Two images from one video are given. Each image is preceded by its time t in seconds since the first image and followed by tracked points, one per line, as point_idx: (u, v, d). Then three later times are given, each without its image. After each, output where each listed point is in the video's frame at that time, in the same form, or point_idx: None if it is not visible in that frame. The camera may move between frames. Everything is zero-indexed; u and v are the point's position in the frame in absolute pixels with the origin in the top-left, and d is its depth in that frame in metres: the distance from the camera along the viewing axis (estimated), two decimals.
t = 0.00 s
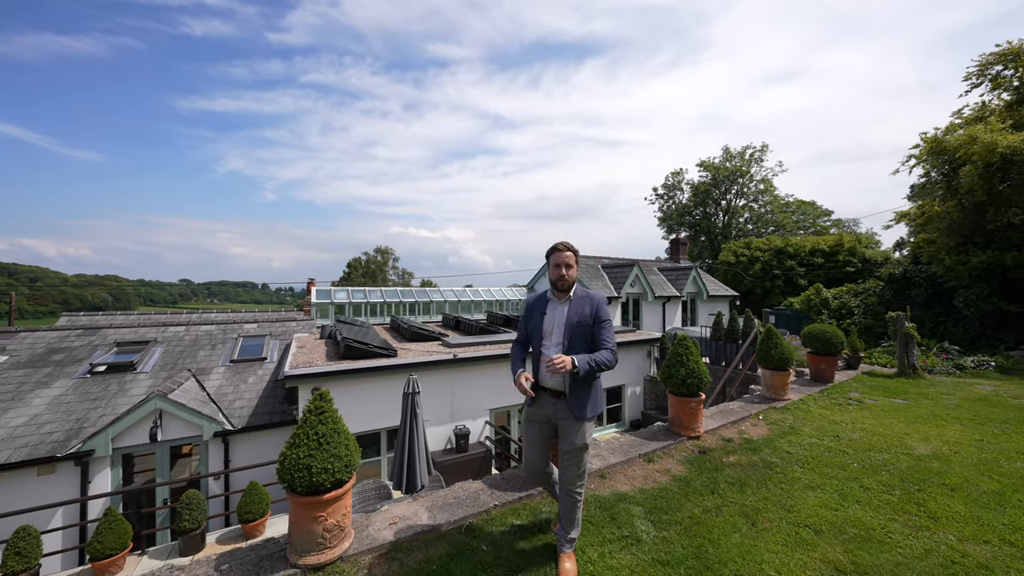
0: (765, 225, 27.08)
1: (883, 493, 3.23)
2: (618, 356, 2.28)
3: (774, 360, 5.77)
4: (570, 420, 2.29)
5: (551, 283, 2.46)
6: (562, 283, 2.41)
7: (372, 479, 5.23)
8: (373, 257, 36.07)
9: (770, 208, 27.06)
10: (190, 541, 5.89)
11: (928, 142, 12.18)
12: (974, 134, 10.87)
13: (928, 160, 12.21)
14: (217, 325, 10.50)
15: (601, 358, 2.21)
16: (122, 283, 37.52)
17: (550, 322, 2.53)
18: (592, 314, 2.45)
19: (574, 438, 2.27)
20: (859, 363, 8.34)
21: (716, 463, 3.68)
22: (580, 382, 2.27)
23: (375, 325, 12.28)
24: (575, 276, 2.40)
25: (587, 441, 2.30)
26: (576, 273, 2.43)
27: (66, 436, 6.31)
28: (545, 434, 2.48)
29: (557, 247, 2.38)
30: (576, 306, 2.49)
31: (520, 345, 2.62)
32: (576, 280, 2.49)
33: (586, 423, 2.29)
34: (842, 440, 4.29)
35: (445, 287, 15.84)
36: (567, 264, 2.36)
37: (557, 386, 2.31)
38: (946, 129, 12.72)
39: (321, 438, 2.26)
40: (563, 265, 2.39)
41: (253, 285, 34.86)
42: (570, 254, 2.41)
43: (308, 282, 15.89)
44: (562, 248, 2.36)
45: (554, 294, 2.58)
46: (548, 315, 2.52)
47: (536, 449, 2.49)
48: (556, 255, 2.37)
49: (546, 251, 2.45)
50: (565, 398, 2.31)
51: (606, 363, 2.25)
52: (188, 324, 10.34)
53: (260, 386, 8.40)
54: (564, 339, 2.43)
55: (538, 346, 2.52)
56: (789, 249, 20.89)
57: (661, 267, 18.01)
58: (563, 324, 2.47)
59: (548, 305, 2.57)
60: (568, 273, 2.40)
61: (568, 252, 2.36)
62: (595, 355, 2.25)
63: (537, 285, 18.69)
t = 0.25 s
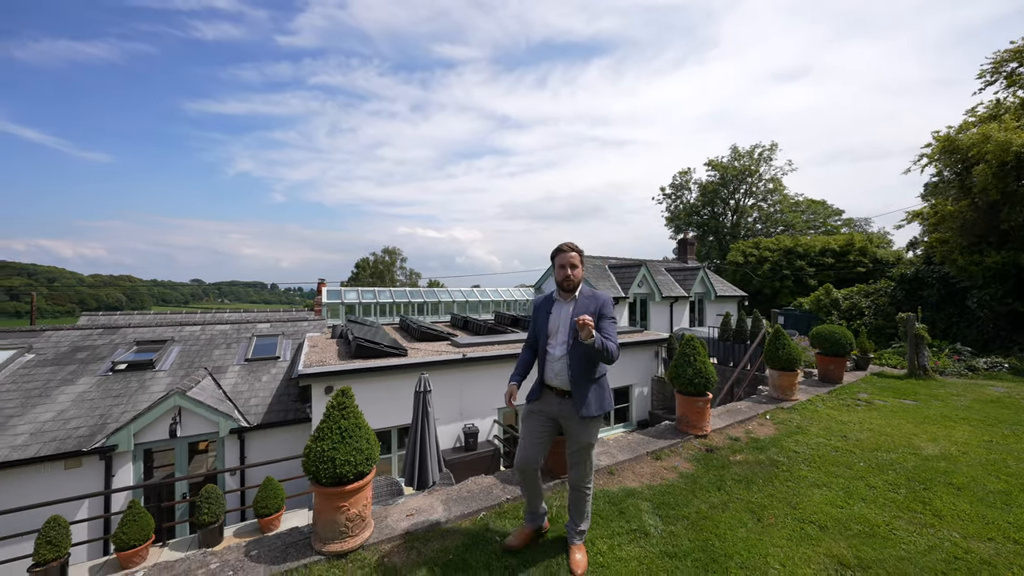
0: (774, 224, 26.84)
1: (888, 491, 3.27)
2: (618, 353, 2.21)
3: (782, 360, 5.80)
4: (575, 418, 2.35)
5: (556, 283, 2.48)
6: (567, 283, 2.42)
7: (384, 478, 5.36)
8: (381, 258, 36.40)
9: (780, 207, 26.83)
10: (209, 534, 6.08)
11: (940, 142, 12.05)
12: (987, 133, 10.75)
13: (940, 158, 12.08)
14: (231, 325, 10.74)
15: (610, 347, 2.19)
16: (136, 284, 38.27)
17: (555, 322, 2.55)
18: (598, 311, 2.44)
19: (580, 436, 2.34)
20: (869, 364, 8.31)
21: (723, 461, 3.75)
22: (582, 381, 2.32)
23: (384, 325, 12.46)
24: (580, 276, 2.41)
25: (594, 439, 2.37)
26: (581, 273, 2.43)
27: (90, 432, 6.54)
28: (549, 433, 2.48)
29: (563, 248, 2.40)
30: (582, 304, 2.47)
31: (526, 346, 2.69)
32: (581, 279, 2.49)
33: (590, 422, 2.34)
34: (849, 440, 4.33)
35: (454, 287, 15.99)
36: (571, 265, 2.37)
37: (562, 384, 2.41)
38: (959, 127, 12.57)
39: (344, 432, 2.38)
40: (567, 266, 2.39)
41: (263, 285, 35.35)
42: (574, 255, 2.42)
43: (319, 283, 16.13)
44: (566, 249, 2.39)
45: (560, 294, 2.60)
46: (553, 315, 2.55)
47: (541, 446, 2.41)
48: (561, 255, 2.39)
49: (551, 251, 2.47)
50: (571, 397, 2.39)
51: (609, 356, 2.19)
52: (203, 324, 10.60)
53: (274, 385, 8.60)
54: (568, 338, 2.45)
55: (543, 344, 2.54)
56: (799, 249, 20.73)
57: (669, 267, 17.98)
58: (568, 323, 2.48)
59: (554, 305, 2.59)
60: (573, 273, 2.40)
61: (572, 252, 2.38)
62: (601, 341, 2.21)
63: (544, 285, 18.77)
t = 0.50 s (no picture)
0: (785, 224, 26.56)
1: (895, 490, 3.32)
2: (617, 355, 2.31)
3: (790, 361, 5.83)
4: (575, 419, 2.39)
5: (555, 286, 2.54)
6: (566, 286, 2.48)
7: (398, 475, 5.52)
8: (389, 258, 36.73)
9: (791, 207, 26.56)
10: (228, 526, 6.28)
11: (954, 140, 11.90)
12: (1003, 131, 10.61)
13: (955, 157, 11.90)
14: (247, 324, 11.00)
15: (606, 352, 2.27)
16: (152, 284, 39.09)
17: (554, 324, 2.59)
18: (595, 315, 2.50)
19: (581, 436, 2.39)
20: (880, 365, 8.27)
21: (731, 459, 3.81)
22: (581, 383, 2.36)
23: (395, 325, 12.64)
24: (579, 279, 2.46)
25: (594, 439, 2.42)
26: (580, 276, 2.49)
27: (114, 427, 6.79)
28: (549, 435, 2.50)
29: (563, 252, 2.46)
30: (580, 308, 2.53)
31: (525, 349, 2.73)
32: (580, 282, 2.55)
33: (590, 423, 2.39)
34: (858, 440, 4.37)
35: (462, 288, 16.13)
36: (571, 268, 2.42)
37: (561, 386, 2.44)
38: (974, 125, 12.38)
39: (367, 427, 2.51)
40: (567, 269, 2.44)
41: (274, 285, 35.88)
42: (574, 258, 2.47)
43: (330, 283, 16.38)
44: (566, 253, 2.45)
45: (559, 297, 2.64)
46: (553, 318, 2.60)
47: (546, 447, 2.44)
48: (561, 258, 2.44)
49: (552, 255, 2.52)
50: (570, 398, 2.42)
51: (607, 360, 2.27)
52: (220, 323, 10.87)
53: (289, 383, 8.81)
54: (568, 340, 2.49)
55: (543, 346, 2.58)
56: (810, 249, 20.53)
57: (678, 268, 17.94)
58: (567, 325, 2.53)
59: (552, 308, 2.63)
60: (572, 276, 2.45)
61: (573, 257, 2.43)
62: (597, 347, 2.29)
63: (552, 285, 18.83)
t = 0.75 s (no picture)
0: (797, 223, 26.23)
1: (905, 489, 3.36)
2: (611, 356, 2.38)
3: (801, 362, 5.85)
4: (570, 419, 2.45)
5: (550, 289, 2.60)
6: (559, 289, 2.55)
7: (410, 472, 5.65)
8: (399, 259, 37.08)
9: (803, 206, 26.23)
10: (250, 518, 6.47)
11: (972, 138, 11.71)
12: None
13: (973, 155, 11.70)
14: (263, 324, 11.29)
15: (600, 355, 2.32)
16: (168, 284, 39.99)
17: (548, 326, 2.65)
18: (589, 317, 2.55)
19: (576, 436, 2.44)
20: (894, 367, 8.20)
21: (740, 457, 3.88)
22: (575, 383, 2.41)
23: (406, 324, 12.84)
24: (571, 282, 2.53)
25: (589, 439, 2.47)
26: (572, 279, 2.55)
27: (141, 423, 7.07)
28: (546, 436, 2.56)
29: (555, 255, 2.55)
30: (574, 310, 2.58)
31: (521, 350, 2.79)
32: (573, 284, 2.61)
33: (584, 423, 2.45)
34: (869, 441, 4.39)
35: (472, 288, 16.28)
36: (563, 270, 2.51)
37: (556, 387, 2.51)
38: (993, 122, 12.16)
39: (389, 422, 2.64)
40: (559, 272, 2.53)
41: (287, 285, 36.49)
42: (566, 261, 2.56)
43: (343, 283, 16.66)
44: (556, 257, 2.53)
45: (553, 300, 2.70)
46: (547, 320, 2.66)
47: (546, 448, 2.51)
48: (553, 262, 2.54)
49: (544, 260, 2.61)
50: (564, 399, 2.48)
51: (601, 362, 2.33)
52: (237, 323, 11.17)
53: (305, 381, 9.03)
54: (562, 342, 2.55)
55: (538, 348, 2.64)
56: (823, 249, 20.29)
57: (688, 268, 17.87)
58: (561, 327, 2.58)
59: (547, 310, 2.69)
60: (564, 279, 2.52)
61: (564, 258, 2.51)
62: (591, 351, 2.33)
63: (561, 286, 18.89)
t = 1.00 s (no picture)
0: (812, 222, 25.84)
1: (918, 490, 3.38)
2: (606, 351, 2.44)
3: (814, 363, 5.85)
4: (567, 415, 2.48)
5: (545, 290, 2.61)
6: (554, 291, 2.55)
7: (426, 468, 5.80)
8: (410, 259, 37.46)
9: (818, 204, 25.83)
10: (270, 512, 6.70)
11: (993, 135, 11.48)
12: None
13: (996, 152, 11.44)
14: (281, 323, 11.58)
15: (596, 345, 2.40)
16: (186, 284, 40.98)
17: (544, 325, 2.67)
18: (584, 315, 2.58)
19: (573, 432, 2.48)
20: (910, 369, 8.10)
21: (752, 457, 3.94)
22: (572, 380, 2.46)
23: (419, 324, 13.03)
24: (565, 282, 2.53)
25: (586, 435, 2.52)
26: (565, 279, 2.55)
27: (167, 418, 7.36)
28: (545, 432, 2.61)
29: (547, 260, 2.51)
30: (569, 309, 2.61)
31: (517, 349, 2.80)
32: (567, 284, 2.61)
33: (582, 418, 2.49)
34: (883, 442, 4.40)
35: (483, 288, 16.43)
36: (555, 274, 2.47)
37: (552, 384, 2.53)
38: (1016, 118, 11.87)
39: (414, 417, 2.77)
40: (551, 276, 2.50)
41: (300, 285, 37.12)
42: (558, 264, 2.54)
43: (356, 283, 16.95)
44: (548, 261, 2.50)
45: (548, 300, 2.70)
46: (543, 319, 2.67)
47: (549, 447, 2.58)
48: (544, 266, 2.51)
49: (535, 262, 2.57)
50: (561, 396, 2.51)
51: (596, 354, 2.41)
52: (256, 322, 11.49)
53: (321, 379, 9.26)
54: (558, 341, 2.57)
55: (535, 348, 2.66)
56: (839, 248, 19.98)
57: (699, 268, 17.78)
58: (557, 327, 2.60)
59: (542, 310, 2.71)
60: (557, 281, 2.51)
61: (556, 262, 2.51)
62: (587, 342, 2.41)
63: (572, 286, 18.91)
